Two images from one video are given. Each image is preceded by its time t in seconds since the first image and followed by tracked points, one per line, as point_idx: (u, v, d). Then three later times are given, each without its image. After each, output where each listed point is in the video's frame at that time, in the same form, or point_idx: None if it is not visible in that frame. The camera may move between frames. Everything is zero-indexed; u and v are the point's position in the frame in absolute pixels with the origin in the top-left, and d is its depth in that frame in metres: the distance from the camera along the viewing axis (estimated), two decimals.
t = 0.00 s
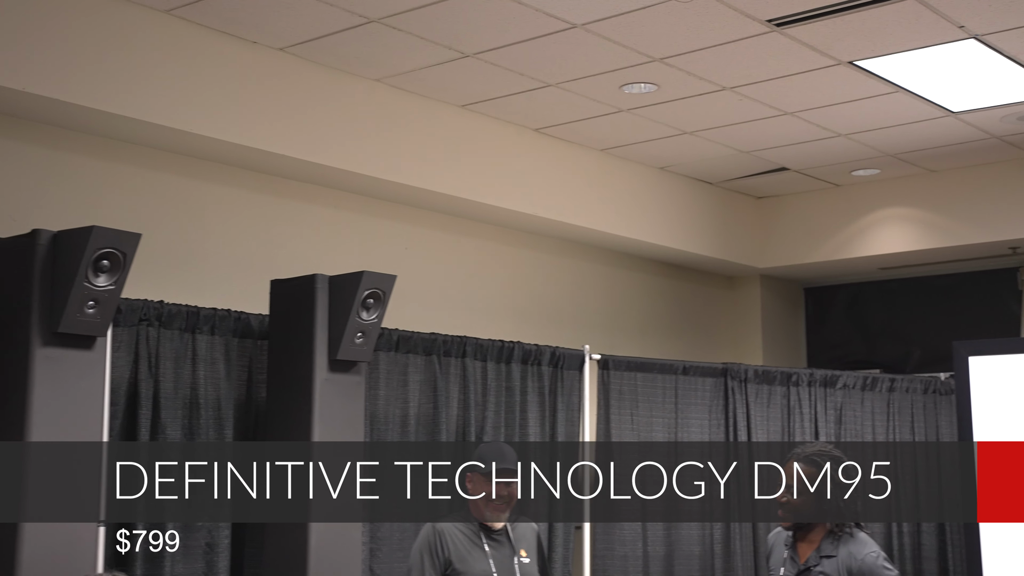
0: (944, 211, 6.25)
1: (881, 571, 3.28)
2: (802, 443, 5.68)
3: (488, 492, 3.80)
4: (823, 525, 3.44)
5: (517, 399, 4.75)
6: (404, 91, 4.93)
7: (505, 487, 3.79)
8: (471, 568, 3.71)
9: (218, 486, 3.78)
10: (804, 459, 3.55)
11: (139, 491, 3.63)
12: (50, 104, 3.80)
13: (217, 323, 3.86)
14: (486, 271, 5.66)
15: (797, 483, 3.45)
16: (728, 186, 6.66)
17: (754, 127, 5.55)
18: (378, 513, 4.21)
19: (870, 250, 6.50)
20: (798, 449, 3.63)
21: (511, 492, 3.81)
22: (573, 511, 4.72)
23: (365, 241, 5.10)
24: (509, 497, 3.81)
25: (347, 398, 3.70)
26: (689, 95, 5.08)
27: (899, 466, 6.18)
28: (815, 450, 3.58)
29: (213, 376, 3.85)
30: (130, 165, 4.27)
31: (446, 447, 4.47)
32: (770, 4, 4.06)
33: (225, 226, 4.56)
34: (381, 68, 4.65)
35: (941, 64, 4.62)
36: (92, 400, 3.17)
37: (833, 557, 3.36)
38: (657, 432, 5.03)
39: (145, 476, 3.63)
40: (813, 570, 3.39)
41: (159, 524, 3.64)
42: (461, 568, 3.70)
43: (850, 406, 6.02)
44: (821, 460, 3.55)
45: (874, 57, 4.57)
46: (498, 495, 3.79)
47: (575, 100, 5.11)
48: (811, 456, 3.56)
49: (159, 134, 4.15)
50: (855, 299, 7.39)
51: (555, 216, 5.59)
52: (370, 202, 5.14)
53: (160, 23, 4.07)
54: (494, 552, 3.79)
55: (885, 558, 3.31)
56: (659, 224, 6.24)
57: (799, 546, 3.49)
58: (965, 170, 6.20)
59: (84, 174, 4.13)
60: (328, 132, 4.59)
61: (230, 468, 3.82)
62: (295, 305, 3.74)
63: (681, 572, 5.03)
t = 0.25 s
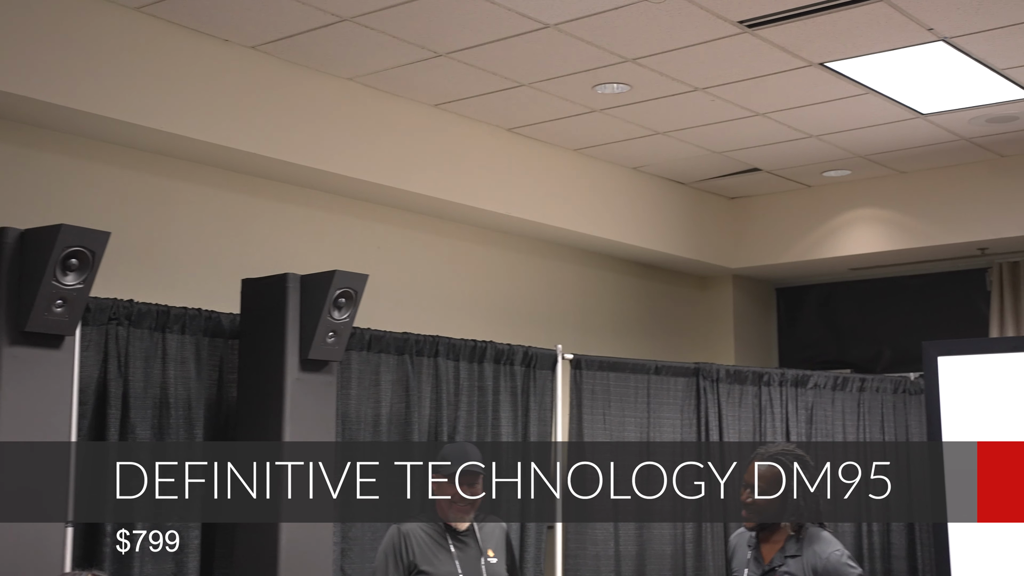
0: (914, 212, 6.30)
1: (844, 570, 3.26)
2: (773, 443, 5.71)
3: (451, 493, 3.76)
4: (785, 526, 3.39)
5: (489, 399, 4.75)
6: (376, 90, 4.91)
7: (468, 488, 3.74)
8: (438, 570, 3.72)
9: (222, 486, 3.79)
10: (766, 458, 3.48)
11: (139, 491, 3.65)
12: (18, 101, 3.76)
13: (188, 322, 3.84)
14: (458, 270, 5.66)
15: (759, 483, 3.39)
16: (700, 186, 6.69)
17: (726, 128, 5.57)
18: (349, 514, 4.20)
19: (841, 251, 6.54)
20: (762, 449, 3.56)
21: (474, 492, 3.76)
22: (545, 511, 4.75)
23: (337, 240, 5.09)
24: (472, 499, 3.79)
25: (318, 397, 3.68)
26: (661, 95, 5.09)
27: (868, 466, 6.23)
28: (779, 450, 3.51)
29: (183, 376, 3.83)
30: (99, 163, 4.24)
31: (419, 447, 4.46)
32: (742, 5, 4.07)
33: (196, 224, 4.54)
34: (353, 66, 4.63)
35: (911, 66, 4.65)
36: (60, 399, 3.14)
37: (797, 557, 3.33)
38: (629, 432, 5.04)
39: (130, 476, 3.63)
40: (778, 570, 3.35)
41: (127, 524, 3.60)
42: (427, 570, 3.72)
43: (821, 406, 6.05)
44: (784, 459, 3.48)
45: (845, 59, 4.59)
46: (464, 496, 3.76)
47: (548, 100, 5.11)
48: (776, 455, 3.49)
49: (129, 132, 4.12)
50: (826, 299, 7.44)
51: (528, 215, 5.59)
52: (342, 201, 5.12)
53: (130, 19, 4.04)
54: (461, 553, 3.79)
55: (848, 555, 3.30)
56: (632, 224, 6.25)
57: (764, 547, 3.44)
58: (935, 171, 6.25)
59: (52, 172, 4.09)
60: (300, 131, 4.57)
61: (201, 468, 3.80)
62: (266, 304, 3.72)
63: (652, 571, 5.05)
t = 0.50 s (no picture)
0: (885, 213, 6.34)
1: (808, 565, 3.28)
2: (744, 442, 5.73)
3: (418, 492, 3.76)
4: (749, 525, 3.42)
5: (462, 399, 4.76)
6: (349, 89, 4.90)
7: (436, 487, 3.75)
8: (405, 570, 3.71)
9: (223, 486, 3.66)
10: (729, 456, 3.50)
11: (139, 491, 3.70)
12: None
13: (158, 321, 3.81)
14: (431, 269, 5.65)
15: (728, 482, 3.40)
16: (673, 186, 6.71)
17: (698, 129, 5.59)
18: (320, 514, 4.19)
19: (813, 251, 6.58)
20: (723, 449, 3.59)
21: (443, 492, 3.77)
22: (517, 511, 4.76)
23: (309, 239, 5.07)
24: (439, 499, 3.77)
25: (289, 397, 3.67)
26: (634, 96, 5.11)
27: (838, 465, 6.27)
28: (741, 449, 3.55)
29: (153, 375, 3.80)
30: (68, 161, 4.20)
31: (391, 447, 4.45)
32: (713, 6, 4.09)
33: (166, 223, 4.51)
34: (325, 65, 4.62)
35: (881, 68, 4.68)
36: (27, 399, 3.12)
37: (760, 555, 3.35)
38: (601, 432, 5.05)
39: (100, 476, 3.60)
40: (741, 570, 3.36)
41: (96, 524, 3.58)
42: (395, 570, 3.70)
43: (792, 405, 6.08)
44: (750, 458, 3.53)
45: (816, 60, 4.62)
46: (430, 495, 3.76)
47: (522, 99, 5.11)
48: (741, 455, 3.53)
49: (98, 130, 4.09)
50: (798, 300, 7.47)
51: (501, 215, 5.59)
52: (315, 200, 5.11)
53: (100, 17, 4.01)
54: (428, 552, 3.78)
55: (810, 551, 3.33)
56: (605, 224, 6.26)
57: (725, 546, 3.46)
58: (906, 172, 6.29)
59: (20, 169, 4.06)
60: (271, 130, 4.55)
61: (171, 468, 3.77)
62: (237, 303, 3.71)
63: (624, 571, 5.06)
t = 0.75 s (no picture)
0: (855, 214, 6.38)
1: (769, 553, 3.31)
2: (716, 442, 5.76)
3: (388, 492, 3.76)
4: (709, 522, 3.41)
5: (434, 398, 4.75)
6: (321, 87, 4.88)
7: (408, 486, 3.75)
8: (374, 568, 3.71)
9: (207, 485, 3.57)
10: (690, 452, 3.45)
11: (109, 490, 3.68)
12: None
13: (127, 320, 3.78)
14: (403, 269, 5.64)
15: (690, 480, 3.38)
16: (646, 187, 6.73)
17: (671, 129, 5.60)
18: (291, 513, 4.17)
19: (784, 252, 6.61)
20: (679, 445, 3.54)
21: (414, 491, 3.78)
22: (490, 510, 4.78)
23: (280, 238, 5.05)
24: (409, 497, 3.78)
25: (260, 397, 3.65)
26: (606, 96, 5.11)
27: (808, 464, 6.31)
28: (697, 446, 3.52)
29: (122, 375, 3.78)
30: (36, 158, 4.17)
31: (362, 446, 4.43)
32: (685, 7, 4.10)
33: (136, 221, 4.48)
34: (298, 63, 4.60)
35: (852, 69, 4.71)
36: None
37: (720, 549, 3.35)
38: (574, 431, 5.05)
39: (67, 476, 3.57)
40: (702, 566, 3.35)
41: (64, 524, 3.55)
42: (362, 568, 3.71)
43: (764, 405, 6.10)
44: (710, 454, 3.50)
45: (788, 61, 4.64)
46: (403, 494, 3.75)
47: (494, 99, 5.11)
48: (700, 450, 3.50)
49: (67, 127, 4.06)
50: (769, 300, 7.51)
51: (474, 215, 5.59)
52: (286, 199, 5.09)
53: (70, 13, 3.98)
54: (398, 551, 3.78)
55: (767, 541, 3.35)
56: (578, 224, 6.27)
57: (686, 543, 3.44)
58: (876, 173, 6.33)
59: None
60: (243, 128, 4.53)
61: (140, 468, 3.75)
62: (207, 302, 3.69)
63: (597, 571, 5.05)
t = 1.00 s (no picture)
0: (827, 217, 6.42)
1: (729, 547, 3.29)
2: (687, 444, 5.78)
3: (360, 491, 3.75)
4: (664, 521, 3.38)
5: (406, 401, 4.73)
6: (294, 89, 4.87)
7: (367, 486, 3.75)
8: (346, 569, 3.69)
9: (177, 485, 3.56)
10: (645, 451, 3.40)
11: (77, 490, 3.66)
12: None
13: (96, 322, 3.75)
14: (376, 271, 5.63)
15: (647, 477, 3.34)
16: (619, 190, 6.74)
17: (643, 132, 5.62)
18: (262, 515, 4.15)
19: (757, 255, 6.65)
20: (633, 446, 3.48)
21: (380, 491, 3.77)
22: (462, 511, 4.78)
23: (252, 239, 5.03)
24: (381, 497, 3.78)
25: (230, 399, 3.63)
26: (579, 99, 5.12)
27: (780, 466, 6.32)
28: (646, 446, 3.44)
29: (91, 376, 3.74)
30: (6, 159, 4.14)
31: (334, 448, 4.42)
32: (658, 11, 4.12)
33: (105, 222, 4.45)
34: (270, 64, 4.59)
35: (823, 74, 4.74)
36: None
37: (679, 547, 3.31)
38: (547, 433, 5.05)
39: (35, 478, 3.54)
40: (662, 565, 3.29)
41: (31, 527, 3.52)
42: (333, 569, 3.68)
43: (735, 407, 6.13)
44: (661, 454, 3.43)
45: (760, 65, 4.67)
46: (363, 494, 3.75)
47: (467, 101, 5.11)
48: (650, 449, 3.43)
49: (37, 127, 4.03)
50: (741, 303, 7.54)
51: (447, 217, 5.59)
52: (258, 200, 5.07)
53: (39, 13, 3.95)
54: (370, 552, 3.77)
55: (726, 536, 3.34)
56: (551, 226, 6.28)
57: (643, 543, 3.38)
58: (847, 177, 6.38)
59: None
60: (214, 129, 4.51)
61: (109, 470, 3.73)
62: (178, 304, 3.67)
63: (568, 573, 5.06)
